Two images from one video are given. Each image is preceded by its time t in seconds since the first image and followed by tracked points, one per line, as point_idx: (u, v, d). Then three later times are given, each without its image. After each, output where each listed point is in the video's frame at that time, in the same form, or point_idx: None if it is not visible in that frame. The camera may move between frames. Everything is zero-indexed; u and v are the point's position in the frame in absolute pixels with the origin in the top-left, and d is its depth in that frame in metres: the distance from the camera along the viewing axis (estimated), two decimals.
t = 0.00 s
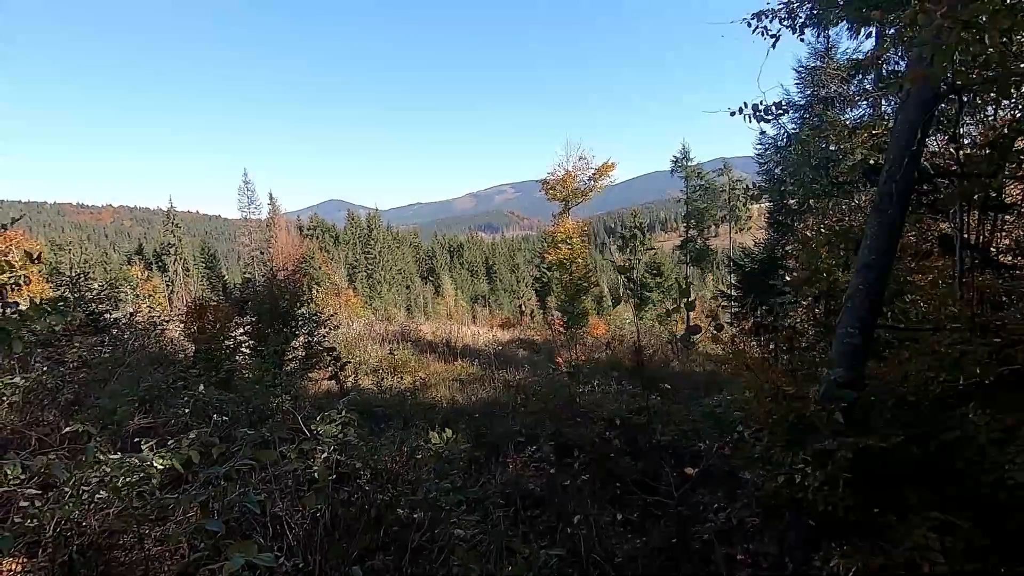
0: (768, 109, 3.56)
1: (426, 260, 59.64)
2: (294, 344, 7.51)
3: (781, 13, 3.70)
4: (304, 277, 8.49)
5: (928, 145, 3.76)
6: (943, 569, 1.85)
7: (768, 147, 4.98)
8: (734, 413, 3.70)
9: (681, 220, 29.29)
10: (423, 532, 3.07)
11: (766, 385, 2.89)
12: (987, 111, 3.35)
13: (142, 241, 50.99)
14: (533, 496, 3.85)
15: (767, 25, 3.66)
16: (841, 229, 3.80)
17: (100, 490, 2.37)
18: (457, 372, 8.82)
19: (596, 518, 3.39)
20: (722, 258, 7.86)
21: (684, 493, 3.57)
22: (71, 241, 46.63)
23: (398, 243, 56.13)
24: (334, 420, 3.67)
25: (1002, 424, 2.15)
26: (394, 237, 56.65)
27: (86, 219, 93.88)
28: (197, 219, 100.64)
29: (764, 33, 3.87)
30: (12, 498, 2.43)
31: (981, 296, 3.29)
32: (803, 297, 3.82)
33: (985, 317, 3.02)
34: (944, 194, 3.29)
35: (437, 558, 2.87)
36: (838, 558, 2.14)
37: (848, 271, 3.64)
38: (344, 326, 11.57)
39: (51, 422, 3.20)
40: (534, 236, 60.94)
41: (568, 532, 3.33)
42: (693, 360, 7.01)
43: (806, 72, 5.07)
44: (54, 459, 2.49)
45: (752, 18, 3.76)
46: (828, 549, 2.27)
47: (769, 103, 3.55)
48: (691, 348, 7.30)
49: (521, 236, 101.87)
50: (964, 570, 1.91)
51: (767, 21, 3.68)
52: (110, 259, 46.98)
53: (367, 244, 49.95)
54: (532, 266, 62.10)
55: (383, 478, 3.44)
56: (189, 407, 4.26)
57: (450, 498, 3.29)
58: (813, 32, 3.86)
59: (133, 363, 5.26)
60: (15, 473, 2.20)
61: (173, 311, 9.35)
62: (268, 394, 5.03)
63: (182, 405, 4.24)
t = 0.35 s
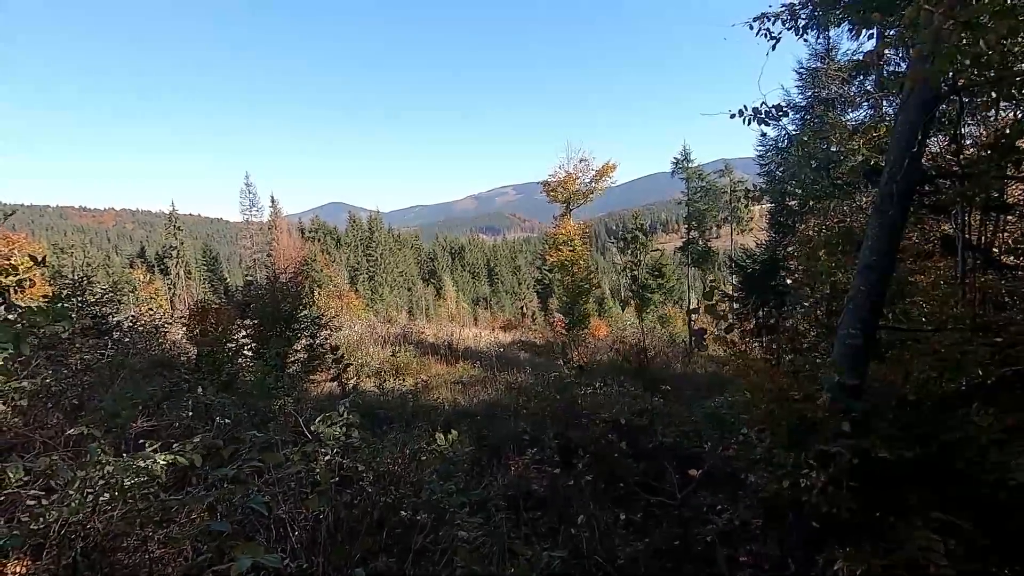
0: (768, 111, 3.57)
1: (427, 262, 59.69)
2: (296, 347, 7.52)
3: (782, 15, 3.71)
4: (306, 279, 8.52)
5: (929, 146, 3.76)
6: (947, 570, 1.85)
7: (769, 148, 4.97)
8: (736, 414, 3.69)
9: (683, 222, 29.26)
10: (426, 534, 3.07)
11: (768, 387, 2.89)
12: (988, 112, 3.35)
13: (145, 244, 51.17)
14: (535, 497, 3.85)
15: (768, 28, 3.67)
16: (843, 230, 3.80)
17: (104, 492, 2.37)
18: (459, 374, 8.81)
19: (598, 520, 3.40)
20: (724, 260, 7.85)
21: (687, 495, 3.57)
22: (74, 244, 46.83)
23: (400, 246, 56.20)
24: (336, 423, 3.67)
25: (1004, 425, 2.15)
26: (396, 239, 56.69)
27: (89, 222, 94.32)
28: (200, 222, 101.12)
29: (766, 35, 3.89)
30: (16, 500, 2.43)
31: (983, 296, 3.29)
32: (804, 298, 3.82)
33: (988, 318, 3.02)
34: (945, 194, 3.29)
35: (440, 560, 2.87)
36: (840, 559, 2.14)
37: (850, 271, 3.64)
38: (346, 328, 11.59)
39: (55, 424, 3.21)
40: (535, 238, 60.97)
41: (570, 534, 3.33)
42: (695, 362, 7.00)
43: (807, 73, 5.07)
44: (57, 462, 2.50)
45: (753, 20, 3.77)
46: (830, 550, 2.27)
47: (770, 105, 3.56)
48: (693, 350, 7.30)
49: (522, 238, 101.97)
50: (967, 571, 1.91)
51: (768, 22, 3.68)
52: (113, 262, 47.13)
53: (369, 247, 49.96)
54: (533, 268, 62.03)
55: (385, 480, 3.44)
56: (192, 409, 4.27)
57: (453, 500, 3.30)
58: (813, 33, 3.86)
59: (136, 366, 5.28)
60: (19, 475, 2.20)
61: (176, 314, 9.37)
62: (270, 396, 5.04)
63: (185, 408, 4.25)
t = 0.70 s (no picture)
0: (773, 113, 3.56)
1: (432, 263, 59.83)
2: (302, 347, 7.56)
3: (786, 15, 3.70)
4: (311, 280, 8.56)
5: (935, 146, 3.75)
6: (955, 573, 1.85)
7: (774, 149, 4.95)
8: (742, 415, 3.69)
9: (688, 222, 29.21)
10: (433, 534, 3.10)
11: (773, 387, 2.90)
12: (994, 112, 3.34)
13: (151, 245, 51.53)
14: (540, 498, 3.86)
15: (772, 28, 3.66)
16: (849, 231, 3.79)
17: (113, 491, 2.39)
18: (464, 375, 8.82)
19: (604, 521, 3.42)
20: (729, 260, 7.84)
21: (692, 496, 3.58)
22: (82, 246, 47.22)
23: (405, 247, 56.34)
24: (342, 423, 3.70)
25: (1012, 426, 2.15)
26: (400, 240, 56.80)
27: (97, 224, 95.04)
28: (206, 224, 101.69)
29: (770, 36, 3.89)
30: (27, 501, 2.46)
31: (991, 296, 3.28)
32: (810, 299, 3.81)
33: (996, 318, 3.00)
34: (953, 194, 3.28)
35: (447, 560, 2.88)
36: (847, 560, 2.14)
37: (856, 272, 3.63)
38: (351, 329, 11.64)
39: (65, 424, 3.25)
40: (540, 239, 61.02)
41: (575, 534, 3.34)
42: (700, 363, 6.99)
43: (812, 72, 5.05)
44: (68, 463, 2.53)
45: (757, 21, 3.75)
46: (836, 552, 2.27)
47: (775, 107, 3.56)
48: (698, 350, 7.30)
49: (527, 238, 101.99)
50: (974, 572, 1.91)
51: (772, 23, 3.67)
52: (120, 263, 47.51)
53: (374, 248, 50.07)
54: (538, 269, 62.01)
55: (390, 481, 3.45)
56: (199, 409, 4.31)
57: (459, 500, 3.32)
58: (818, 33, 3.85)
59: (144, 367, 5.33)
60: (29, 475, 2.23)
61: (182, 315, 9.44)
62: (276, 397, 5.08)
63: (192, 408, 4.29)
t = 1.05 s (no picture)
0: (785, 110, 3.54)
1: (441, 261, 60.00)
2: (313, 344, 7.64)
3: (799, 10, 3.67)
4: (322, 278, 8.64)
5: (952, 142, 3.70)
6: (969, 573, 1.82)
7: (786, 146, 4.90)
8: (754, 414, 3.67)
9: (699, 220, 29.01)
10: (444, 529, 3.13)
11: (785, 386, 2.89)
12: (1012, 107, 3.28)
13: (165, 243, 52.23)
14: (551, 494, 3.89)
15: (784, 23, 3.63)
16: (862, 229, 3.76)
17: (131, 484, 2.45)
18: (474, 372, 8.84)
19: (615, 519, 3.44)
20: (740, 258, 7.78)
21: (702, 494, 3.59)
22: (98, 244, 48.01)
23: (414, 244, 56.57)
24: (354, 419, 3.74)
25: None
26: (410, 238, 57.02)
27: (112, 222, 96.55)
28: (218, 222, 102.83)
29: (782, 31, 3.85)
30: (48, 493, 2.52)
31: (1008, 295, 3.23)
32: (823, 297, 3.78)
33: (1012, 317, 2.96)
34: (970, 191, 3.23)
35: (459, 557, 2.89)
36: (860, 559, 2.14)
37: (869, 270, 3.59)
38: (361, 326, 11.73)
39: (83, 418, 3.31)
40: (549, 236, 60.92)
41: (587, 532, 3.37)
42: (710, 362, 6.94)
43: (825, 68, 4.99)
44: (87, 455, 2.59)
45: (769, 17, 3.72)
46: (848, 552, 2.27)
47: (787, 103, 3.53)
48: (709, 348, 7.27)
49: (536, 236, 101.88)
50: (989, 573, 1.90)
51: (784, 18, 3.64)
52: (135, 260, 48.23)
53: (384, 246, 50.28)
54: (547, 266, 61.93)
55: (401, 478, 3.48)
56: (213, 405, 4.38)
57: (470, 496, 3.35)
58: (832, 28, 3.81)
59: (159, 362, 5.42)
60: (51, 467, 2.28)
61: (196, 312, 9.58)
62: (288, 393, 5.14)
63: (207, 403, 4.36)
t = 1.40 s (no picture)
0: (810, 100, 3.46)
1: (460, 256, 60.28)
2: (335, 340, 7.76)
3: None
4: (343, 274, 8.76)
5: (987, 132, 3.57)
6: None
7: (811, 138, 4.80)
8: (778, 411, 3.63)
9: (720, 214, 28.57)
10: (464, 523, 3.17)
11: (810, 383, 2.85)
12: None
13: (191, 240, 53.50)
14: (571, 490, 3.90)
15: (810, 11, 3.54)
16: (891, 222, 3.66)
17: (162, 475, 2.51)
18: (493, 367, 8.89)
19: (635, 516, 3.44)
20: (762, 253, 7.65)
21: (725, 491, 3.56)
22: (127, 241, 49.43)
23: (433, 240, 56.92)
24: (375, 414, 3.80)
25: None
26: (429, 233, 57.38)
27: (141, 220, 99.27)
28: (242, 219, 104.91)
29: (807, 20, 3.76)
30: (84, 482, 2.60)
31: None
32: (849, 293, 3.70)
33: None
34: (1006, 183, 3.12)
35: (479, 551, 2.92)
36: (887, 560, 2.10)
37: (898, 265, 3.50)
38: (382, 321, 11.88)
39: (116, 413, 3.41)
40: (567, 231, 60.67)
41: (608, 528, 3.39)
42: (732, 358, 6.86)
43: (852, 56, 4.85)
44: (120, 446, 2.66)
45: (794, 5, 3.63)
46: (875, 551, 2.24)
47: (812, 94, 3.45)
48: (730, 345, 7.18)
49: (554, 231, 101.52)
50: None
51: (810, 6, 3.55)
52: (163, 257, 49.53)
53: (404, 241, 50.70)
54: (566, 261, 61.71)
55: (423, 472, 3.53)
56: (238, 398, 4.49)
57: (491, 491, 3.38)
58: (860, 15, 3.70)
59: (187, 357, 5.57)
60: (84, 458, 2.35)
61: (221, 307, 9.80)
62: (311, 387, 5.24)
63: (233, 397, 4.47)
